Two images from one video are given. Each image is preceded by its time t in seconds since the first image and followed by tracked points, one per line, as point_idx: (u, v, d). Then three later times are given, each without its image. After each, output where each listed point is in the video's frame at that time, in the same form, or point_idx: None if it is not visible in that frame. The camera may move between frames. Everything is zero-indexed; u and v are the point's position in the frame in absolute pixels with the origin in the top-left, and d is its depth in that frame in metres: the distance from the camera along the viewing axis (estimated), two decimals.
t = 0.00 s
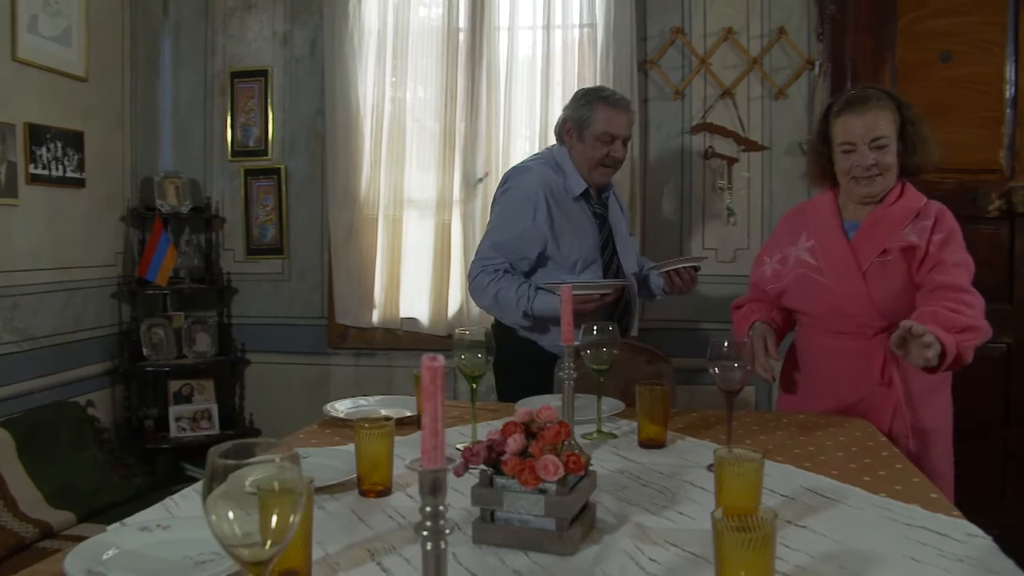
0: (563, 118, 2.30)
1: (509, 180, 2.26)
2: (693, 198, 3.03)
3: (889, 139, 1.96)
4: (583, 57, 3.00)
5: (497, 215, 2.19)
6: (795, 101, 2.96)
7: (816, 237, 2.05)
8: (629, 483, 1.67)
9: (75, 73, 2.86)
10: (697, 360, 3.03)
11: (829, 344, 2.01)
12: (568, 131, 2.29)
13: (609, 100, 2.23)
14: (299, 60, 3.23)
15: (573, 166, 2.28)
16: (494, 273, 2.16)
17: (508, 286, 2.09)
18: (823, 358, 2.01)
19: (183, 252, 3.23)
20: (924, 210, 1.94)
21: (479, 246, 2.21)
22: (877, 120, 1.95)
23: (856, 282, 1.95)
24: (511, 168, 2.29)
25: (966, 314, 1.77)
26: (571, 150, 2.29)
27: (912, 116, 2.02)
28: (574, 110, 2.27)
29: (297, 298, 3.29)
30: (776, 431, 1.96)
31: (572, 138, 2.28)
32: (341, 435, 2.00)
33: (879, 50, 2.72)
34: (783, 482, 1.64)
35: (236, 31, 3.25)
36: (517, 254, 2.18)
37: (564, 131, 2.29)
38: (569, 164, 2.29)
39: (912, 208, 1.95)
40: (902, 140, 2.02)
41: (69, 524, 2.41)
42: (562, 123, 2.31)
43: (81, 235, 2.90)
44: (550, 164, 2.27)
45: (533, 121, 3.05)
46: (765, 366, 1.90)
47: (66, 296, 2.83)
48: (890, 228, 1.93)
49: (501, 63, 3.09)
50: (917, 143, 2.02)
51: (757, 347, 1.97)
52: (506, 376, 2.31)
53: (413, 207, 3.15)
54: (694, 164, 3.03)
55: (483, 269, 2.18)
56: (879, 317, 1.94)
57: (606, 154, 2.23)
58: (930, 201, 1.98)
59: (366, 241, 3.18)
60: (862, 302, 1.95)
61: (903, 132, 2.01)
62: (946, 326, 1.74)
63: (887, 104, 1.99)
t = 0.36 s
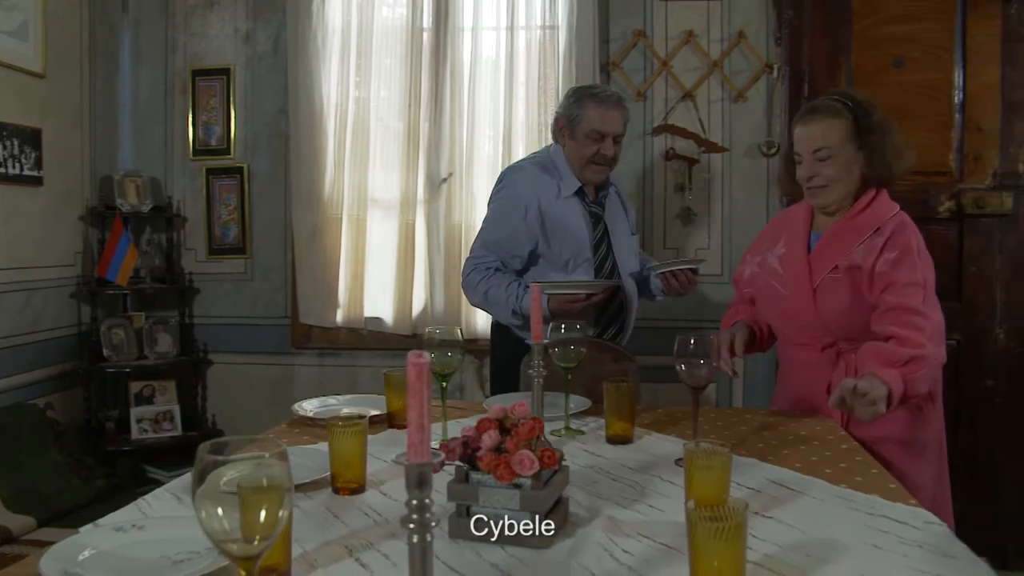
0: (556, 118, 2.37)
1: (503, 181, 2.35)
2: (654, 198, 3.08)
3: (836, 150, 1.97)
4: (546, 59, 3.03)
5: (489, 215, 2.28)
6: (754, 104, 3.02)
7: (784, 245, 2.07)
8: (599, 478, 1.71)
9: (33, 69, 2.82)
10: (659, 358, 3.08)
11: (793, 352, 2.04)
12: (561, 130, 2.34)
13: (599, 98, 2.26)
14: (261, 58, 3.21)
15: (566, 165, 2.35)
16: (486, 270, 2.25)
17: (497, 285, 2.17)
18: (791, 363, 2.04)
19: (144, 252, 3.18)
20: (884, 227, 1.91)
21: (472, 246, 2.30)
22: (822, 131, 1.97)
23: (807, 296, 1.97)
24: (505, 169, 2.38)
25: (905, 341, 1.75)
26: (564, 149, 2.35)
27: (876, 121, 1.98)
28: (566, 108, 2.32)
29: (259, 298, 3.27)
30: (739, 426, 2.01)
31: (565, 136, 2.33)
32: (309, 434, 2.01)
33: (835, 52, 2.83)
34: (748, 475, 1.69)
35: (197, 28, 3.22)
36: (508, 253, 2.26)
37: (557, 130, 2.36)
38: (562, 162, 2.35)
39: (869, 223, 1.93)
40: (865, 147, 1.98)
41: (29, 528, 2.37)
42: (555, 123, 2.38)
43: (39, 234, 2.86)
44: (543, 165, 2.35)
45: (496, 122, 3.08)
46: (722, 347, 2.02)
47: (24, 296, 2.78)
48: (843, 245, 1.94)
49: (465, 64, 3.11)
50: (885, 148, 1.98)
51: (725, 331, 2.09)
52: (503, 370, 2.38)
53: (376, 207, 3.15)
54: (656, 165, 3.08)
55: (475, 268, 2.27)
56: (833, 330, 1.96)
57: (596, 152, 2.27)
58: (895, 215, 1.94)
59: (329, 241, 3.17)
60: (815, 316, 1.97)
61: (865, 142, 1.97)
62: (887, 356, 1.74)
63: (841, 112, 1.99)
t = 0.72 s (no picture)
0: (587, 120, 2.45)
1: (534, 180, 2.46)
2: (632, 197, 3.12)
3: (817, 154, 1.71)
4: (524, 60, 3.06)
5: (517, 212, 2.40)
6: (729, 105, 3.07)
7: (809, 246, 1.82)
8: (585, 472, 1.74)
9: (7, 67, 2.80)
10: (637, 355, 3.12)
11: (817, 365, 1.80)
12: (591, 131, 2.40)
13: (628, 101, 2.28)
14: (239, 56, 3.21)
15: (594, 166, 2.40)
16: (507, 264, 2.37)
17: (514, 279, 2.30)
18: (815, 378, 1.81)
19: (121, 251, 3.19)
20: (880, 228, 1.58)
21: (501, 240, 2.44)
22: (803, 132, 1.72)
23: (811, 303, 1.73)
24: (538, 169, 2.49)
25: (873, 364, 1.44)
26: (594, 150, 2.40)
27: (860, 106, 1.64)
28: (596, 110, 2.36)
29: (237, 297, 3.26)
30: (719, 422, 2.05)
31: (595, 137, 2.37)
32: (296, 433, 2.02)
33: (808, 53, 2.88)
34: (730, 468, 1.72)
35: (173, 26, 3.21)
36: (530, 250, 2.38)
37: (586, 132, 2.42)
38: (590, 163, 2.40)
39: (866, 223, 1.61)
40: (851, 139, 1.65)
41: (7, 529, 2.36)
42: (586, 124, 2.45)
43: (14, 233, 2.83)
44: (571, 165, 2.43)
45: (475, 122, 3.10)
46: (744, 336, 1.94)
47: None
48: (838, 249, 1.65)
49: (443, 64, 3.12)
50: (876, 133, 1.63)
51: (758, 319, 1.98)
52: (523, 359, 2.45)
53: (355, 206, 3.16)
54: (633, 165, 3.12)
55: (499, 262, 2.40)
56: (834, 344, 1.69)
57: (624, 154, 2.29)
58: (903, 210, 1.59)
59: (308, 240, 3.17)
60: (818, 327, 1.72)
61: (847, 133, 1.65)
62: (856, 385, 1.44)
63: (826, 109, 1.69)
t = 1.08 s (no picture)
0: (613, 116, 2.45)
1: (561, 176, 2.48)
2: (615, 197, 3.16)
3: (805, 157, 1.72)
4: (509, 60, 3.09)
5: (544, 207, 2.44)
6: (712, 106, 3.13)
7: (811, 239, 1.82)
8: (578, 467, 1.77)
9: None
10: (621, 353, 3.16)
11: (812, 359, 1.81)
12: (615, 128, 2.41)
13: (650, 96, 2.29)
14: (224, 55, 3.21)
15: (619, 163, 2.41)
16: (532, 259, 2.41)
17: (537, 273, 2.34)
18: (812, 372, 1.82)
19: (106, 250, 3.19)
20: (870, 227, 1.58)
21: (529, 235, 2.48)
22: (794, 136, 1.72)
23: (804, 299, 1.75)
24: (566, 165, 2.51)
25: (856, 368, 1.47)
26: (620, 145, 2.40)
27: (832, 106, 1.63)
28: (621, 106, 2.36)
29: (222, 296, 3.26)
30: (707, 417, 2.09)
31: (620, 132, 2.38)
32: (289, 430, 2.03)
33: (788, 60, 2.88)
34: (719, 462, 1.76)
35: (158, 24, 3.20)
36: (555, 244, 2.41)
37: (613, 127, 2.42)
38: (615, 160, 2.41)
39: (856, 220, 1.61)
40: (824, 142, 1.65)
41: None
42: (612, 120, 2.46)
43: None
44: (598, 161, 2.44)
45: (460, 121, 3.12)
46: (742, 314, 2.00)
47: None
48: (830, 242, 1.66)
49: (429, 64, 3.14)
50: (848, 131, 1.62)
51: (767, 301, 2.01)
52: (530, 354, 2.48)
53: (341, 204, 3.17)
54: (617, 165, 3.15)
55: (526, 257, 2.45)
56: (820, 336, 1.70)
57: (646, 148, 2.30)
58: (894, 206, 1.59)
59: (293, 239, 3.18)
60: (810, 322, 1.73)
61: (821, 136, 1.65)
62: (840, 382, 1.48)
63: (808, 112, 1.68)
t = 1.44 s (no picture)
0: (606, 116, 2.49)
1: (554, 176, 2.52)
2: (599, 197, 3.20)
3: (803, 156, 1.72)
4: (494, 61, 3.11)
5: (537, 207, 2.48)
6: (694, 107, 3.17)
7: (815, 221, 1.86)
8: (569, 462, 1.80)
9: None
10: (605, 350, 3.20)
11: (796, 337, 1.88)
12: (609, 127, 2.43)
13: (642, 95, 2.30)
14: (209, 54, 3.21)
15: (613, 162, 2.44)
16: (525, 258, 2.44)
17: (530, 273, 2.37)
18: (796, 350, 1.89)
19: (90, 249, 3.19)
20: (852, 225, 1.62)
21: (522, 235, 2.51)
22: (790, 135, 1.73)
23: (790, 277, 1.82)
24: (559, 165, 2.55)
25: (808, 351, 1.58)
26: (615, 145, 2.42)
27: (827, 106, 1.64)
28: (615, 106, 2.38)
29: (207, 295, 3.26)
30: (694, 412, 2.13)
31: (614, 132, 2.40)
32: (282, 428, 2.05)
33: (769, 61, 2.94)
34: (707, 455, 1.79)
35: (142, 23, 3.21)
36: (548, 243, 2.44)
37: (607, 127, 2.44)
38: (608, 159, 2.45)
39: (843, 214, 1.65)
40: (819, 142, 1.66)
41: None
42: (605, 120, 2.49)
43: None
44: (591, 161, 2.48)
45: (445, 121, 3.14)
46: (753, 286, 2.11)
47: None
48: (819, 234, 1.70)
49: (414, 63, 3.16)
50: (843, 131, 1.63)
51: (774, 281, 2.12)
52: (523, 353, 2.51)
53: (326, 203, 3.18)
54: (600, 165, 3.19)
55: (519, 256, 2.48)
56: (798, 323, 1.74)
57: (638, 148, 2.32)
58: (883, 206, 1.61)
59: (279, 238, 3.19)
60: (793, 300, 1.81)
61: (816, 135, 1.66)
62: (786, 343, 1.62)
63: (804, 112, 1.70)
